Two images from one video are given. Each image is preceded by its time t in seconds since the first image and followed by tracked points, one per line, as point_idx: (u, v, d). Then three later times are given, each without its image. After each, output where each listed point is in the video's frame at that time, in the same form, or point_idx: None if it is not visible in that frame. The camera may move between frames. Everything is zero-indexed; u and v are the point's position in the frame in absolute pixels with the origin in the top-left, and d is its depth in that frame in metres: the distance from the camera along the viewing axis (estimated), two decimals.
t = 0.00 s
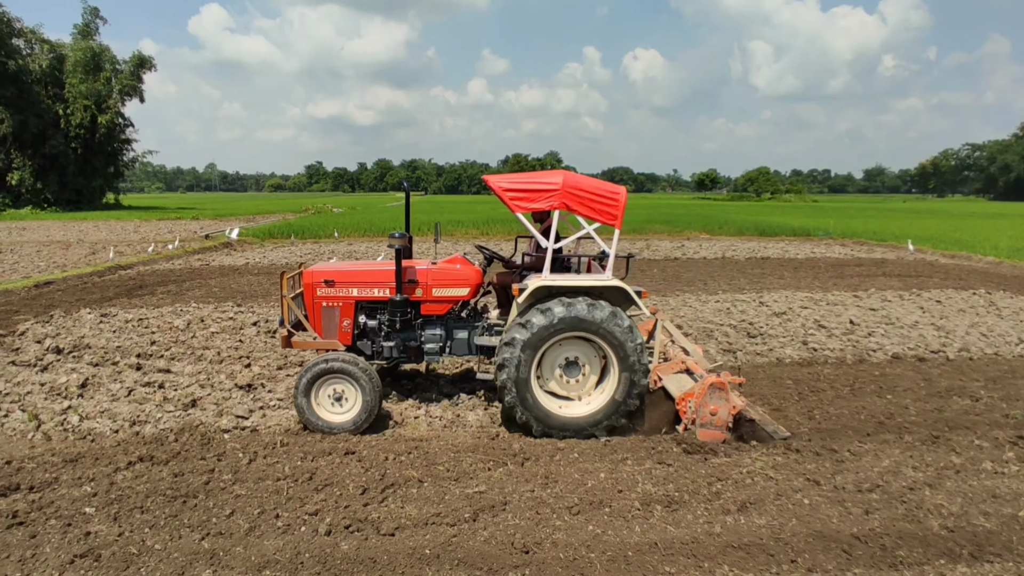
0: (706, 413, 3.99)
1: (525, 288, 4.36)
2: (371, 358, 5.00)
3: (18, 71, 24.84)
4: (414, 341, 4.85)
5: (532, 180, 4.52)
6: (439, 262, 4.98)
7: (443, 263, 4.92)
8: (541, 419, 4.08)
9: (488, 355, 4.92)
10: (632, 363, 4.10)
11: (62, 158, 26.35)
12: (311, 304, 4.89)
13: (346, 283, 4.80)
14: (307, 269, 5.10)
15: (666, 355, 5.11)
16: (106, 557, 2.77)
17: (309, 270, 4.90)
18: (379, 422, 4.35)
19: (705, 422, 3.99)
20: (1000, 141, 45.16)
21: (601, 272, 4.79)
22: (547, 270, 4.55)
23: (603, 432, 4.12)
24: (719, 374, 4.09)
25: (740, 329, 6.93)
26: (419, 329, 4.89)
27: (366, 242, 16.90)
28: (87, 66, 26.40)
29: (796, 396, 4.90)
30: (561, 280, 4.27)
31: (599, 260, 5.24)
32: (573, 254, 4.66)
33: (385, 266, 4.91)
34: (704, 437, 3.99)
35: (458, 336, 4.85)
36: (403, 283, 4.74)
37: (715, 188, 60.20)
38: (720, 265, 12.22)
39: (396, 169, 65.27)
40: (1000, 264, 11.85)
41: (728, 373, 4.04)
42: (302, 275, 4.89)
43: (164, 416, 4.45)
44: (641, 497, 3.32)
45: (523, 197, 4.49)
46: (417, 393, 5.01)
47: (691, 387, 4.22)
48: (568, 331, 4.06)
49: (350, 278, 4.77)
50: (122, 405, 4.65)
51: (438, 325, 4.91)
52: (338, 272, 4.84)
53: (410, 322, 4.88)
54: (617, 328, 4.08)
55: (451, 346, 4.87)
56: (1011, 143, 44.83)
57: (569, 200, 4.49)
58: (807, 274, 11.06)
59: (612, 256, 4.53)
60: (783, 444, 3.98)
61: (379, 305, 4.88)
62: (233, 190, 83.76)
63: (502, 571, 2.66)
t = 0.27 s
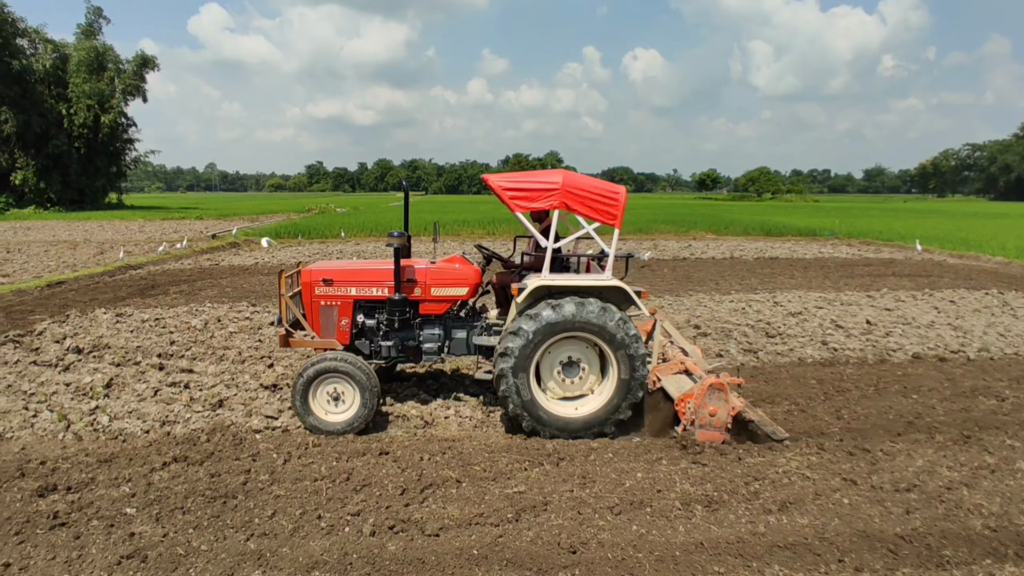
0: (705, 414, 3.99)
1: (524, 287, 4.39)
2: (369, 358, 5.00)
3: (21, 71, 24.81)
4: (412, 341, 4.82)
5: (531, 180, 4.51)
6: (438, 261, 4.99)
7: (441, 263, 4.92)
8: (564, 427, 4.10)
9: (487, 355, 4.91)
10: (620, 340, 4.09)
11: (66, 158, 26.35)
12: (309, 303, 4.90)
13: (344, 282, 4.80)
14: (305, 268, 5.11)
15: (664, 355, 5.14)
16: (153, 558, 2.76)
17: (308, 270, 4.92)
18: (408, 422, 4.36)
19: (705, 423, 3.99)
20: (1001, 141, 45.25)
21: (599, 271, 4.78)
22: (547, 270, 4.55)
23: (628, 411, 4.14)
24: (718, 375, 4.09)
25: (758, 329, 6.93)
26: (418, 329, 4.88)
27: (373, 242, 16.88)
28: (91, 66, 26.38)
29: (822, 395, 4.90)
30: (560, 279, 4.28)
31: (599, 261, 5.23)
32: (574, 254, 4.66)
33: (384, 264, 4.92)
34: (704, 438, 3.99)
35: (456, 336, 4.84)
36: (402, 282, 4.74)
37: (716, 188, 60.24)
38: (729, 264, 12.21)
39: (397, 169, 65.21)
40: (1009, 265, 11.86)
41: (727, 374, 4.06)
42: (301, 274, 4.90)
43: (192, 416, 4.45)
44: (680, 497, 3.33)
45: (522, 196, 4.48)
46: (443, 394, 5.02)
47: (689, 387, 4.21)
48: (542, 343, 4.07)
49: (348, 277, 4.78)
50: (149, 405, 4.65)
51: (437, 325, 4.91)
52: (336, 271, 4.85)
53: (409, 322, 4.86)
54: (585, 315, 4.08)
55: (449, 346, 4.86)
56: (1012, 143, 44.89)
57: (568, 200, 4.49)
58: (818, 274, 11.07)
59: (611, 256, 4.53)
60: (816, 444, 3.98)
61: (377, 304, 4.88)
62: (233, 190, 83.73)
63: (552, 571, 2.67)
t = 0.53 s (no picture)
0: (705, 415, 3.98)
1: (524, 288, 4.40)
2: (368, 359, 5.01)
3: (26, 71, 24.81)
4: (412, 343, 4.86)
5: (530, 181, 4.50)
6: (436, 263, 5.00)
7: (440, 265, 4.94)
8: (589, 425, 4.14)
9: (486, 356, 4.92)
10: (600, 327, 4.08)
11: (70, 158, 26.37)
12: (308, 305, 4.90)
13: (342, 284, 4.80)
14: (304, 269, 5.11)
15: (664, 356, 5.15)
16: (203, 560, 2.77)
17: (306, 272, 4.91)
18: (440, 423, 4.39)
19: (705, 424, 3.97)
20: (1003, 141, 45.33)
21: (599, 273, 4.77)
22: (546, 271, 4.56)
23: (642, 384, 4.17)
24: (717, 377, 4.09)
25: (777, 330, 6.93)
26: (417, 331, 4.90)
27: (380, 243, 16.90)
28: (95, 66, 26.42)
29: (849, 397, 4.90)
30: (561, 281, 4.28)
31: (598, 263, 5.23)
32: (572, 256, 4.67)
33: (382, 266, 4.92)
34: (703, 440, 3.97)
35: (456, 338, 4.85)
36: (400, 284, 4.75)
37: (718, 189, 60.29)
38: (739, 265, 12.23)
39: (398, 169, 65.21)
40: (1019, 265, 11.89)
41: (726, 376, 4.05)
42: (300, 276, 4.90)
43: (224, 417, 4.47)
44: (721, 498, 3.34)
45: (522, 198, 4.47)
46: (469, 395, 5.03)
47: (688, 389, 4.20)
48: (528, 365, 4.06)
49: (347, 279, 4.78)
50: (178, 407, 4.67)
51: (436, 327, 4.93)
52: (334, 273, 4.84)
53: (408, 324, 4.88)
54: (553, 320, 4.06)
55: (448, 348, 4.87)
56: (1014, 143, 44.95)
57: (567, 202, 4.48)
58: (829, 274, 11.08)
59: (609, 257, 4.52)
60: (849, 445, 4.00)
61: (376, 306, 4.88)
62: (234, 190, 83.74)
63: (603, 573, 2.68)
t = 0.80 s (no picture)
0: (704, 414, 4.00)
1: (523, 287, 4.40)
2: (368, 358, 5.04)
3: (31, 72, 24.83)
4: (411, 342, 4.88)
5: (529, 181, 4.53)
6: (436, 262, 5.02)
7: (439, 264, 4.96)
8: (609, 410, 4.17)
9: (486, 355, 4.95)
10: (571, 320, 4.08)
11: (75, 159, 26.42)
12: (308, 304, 4.94)
13: (343, 284, 4.83)
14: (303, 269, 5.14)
15: (663, 355, 5.15)
16: (255, 557, 2.79)
17: (306, 272, 4.95)
18: (472, 422, 4.43)
19: (703, 423, 4.00)
20: (1005, 141, 45.36)
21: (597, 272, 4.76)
22: (544, 271, 4.58)
23: (639, 351, 4.16)
24: (715, 375, 4.11)
25: (795, 329, 6.95)
26: (417, 330, 4.92)
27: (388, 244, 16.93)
28: (101, 67, 26.46)
29: (875, 395, 4.92)
30: (559, 280, 4.29)
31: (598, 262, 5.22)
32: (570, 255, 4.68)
33: (382, 266, 4.95)
34: (703, 439, 4.00)
35: (455, 337, 4.88)
36: (400, 283, 4.77)
37: (720, 189, 60.35)
38: (749, 265, 12.25)
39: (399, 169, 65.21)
40: None
41: (725, 375, 4.06)
42: (300, 276, 4.93)
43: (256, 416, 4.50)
44: (761, 494, 3.37)
45: (520, 197, 4.50)
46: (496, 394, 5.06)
47: (686, 388, 4.22)
48: (524, 387, 4.10)
49: (346, 279, 4.81)
50: (210, 405, 4.69)
51: (436, 326, 4.95)
52: (334, 273, 4.87)
53: (407, 323, 4.92)
54: (528, 334, 4.07)
55: (448, 347, 4.90)
56: (1016, 143, 44.99)
57: (565, 201, 4.49)
58: (840, 274, 11.11)
59: (607, 256, 4.53)
60: (882, 443, 4.02)
61: (376, 305, 4.90)
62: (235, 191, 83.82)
63: (653, 568, 2.72)
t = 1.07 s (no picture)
0: (700, 415, 3.97)
1: (519, 288, 4.38)
2: (366, 360, 5.04)
3: (34, 73, 24.78)
4: (409, 343, 4.89)
5: (526, 181, 4.49)
6: (433, 263, 5.02)
7: (437, 265, 4.97)
8: (621, 391, 4.17)
9: (483, 356, 4.94)
10: (543, 329, 4.08)
11: (78, 160, 26.46)
12: (307, 305, 4.95)
13: (341, 285, 4.83)
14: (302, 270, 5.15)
15: (660, 356, 5.12)
16: (302, 557, 2.81)
17: (305, 272, 4.96)
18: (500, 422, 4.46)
19: (699, 424, 3.97)
20: (1005, 142, 45.49)
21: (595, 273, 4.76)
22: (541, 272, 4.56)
23: (619, 325, 4.14)
24: (712, 376, 4.05)
25: (812, 330, 6.97)
26: (414, 331, 4.93)
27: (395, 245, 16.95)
28: (105, 68, 26.48)
29: (898, 396, 4.94)
30: (555, 281, 4.28)
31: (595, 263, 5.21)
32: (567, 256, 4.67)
33: (379, 267, 4.95)
34: (698, 439, 3.98)
35: (453, 337, 4.88)
36: (398, 284, 4.78)
37: (721, 190, 60.43)
38: (758, 265, 12.27)
39: (400, 170, 65.20)
40: None
41: (721, 375, 4.01)
42: (298, 277, 4.95)
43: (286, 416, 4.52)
44: (796, 493, 3.40)
45: (516, 198, 4.46)
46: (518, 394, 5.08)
47: (683, 388, 4.17)
48: (532, 408, 4.12)
49: (345, 279, 4.82)
50: (237, 406, 4.71)
51: (434, 327, 4.96)
52: (332, 273, 4.87)
53: (405, 324, 4.92)
54: (509, 359, 4.08)
55: (446, 348, 4.90)
56: (1017, 143, 45.11)
57: (563, 202, 4.46)
58: (850, 274, 11.15)
59: (604, 257, 4.48)
60: (911, 443, 4.05)
61: (374, 306, 4.91)
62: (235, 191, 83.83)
63: (699, 567, 2.75)
